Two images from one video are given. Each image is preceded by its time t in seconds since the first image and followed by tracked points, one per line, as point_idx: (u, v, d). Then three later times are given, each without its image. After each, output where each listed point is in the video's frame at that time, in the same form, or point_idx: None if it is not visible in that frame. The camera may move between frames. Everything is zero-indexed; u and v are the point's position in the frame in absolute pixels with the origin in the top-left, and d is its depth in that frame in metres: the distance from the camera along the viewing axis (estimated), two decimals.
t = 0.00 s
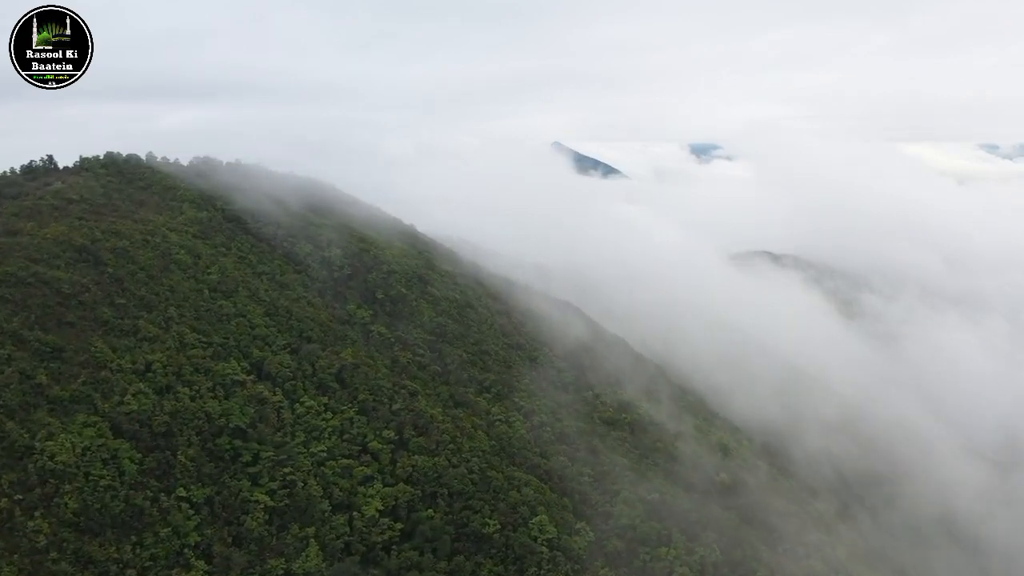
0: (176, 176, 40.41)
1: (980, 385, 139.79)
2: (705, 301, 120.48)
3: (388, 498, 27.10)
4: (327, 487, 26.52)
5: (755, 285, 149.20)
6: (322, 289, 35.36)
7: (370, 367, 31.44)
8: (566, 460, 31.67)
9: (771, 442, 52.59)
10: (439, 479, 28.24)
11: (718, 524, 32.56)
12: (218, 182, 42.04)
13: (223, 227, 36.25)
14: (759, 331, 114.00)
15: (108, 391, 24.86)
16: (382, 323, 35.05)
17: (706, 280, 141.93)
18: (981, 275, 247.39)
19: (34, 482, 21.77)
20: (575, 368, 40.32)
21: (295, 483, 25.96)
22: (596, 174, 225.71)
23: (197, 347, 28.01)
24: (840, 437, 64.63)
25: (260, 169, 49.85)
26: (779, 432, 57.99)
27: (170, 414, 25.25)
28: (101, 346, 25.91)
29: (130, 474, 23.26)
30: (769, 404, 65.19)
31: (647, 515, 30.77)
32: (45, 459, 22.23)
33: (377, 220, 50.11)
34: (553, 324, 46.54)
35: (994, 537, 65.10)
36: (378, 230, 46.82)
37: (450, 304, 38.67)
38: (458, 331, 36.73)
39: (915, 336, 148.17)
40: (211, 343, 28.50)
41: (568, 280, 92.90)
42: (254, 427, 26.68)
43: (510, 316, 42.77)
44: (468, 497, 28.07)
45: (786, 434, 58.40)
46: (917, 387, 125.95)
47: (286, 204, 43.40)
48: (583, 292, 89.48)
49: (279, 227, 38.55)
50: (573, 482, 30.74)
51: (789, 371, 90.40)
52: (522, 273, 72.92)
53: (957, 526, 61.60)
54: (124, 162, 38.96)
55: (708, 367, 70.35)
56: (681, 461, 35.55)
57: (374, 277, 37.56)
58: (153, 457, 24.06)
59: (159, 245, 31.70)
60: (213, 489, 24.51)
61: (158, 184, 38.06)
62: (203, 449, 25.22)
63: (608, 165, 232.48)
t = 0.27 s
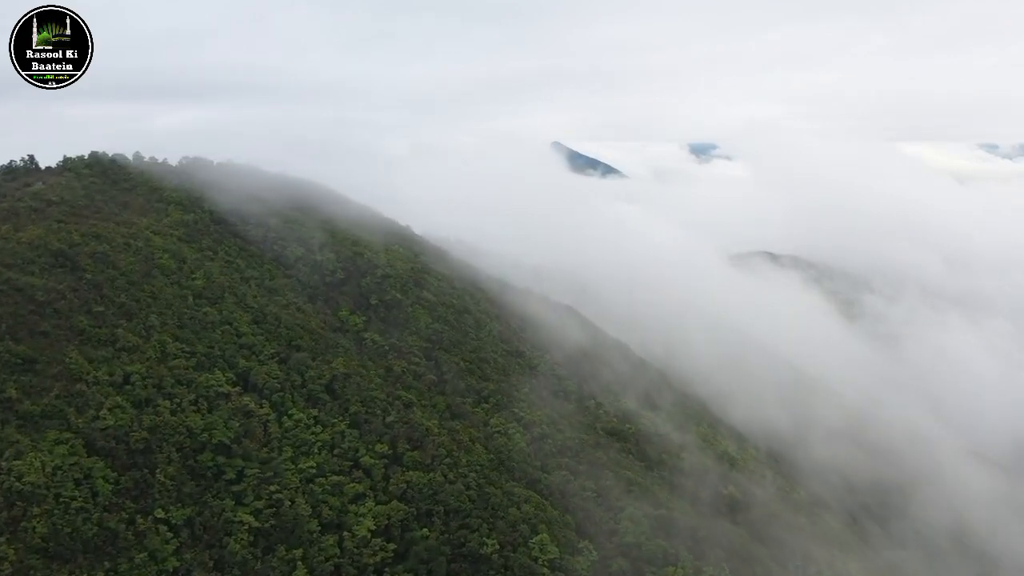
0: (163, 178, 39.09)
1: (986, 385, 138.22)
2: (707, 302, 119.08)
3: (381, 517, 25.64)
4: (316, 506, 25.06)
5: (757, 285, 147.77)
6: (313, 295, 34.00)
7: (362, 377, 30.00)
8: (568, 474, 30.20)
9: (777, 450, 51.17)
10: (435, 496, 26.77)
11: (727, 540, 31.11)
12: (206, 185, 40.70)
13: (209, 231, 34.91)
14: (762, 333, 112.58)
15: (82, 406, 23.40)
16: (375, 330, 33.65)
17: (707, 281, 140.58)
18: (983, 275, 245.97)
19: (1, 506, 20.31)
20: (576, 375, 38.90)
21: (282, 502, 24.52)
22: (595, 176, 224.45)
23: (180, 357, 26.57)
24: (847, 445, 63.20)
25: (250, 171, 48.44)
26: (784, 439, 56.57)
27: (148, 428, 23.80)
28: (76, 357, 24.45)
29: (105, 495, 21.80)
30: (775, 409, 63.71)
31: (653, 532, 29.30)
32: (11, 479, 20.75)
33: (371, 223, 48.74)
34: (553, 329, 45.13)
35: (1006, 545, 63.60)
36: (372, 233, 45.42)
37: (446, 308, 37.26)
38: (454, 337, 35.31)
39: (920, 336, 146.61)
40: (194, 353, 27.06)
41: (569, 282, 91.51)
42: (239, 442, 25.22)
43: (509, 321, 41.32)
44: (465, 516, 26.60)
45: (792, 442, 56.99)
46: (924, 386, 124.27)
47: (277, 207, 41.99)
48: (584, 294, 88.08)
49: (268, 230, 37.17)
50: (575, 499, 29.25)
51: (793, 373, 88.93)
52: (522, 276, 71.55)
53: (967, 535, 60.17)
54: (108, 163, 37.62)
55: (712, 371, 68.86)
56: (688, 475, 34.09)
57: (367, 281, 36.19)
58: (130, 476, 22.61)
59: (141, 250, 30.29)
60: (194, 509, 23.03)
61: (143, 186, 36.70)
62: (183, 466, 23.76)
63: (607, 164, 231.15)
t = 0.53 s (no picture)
0: (147, 182, 37.57)
1: (993, 386, 136.34)
2: (709, 304, 117.49)
3: (371, 541, 24.01)
4: (302, 531, 23.41)
5: (760, 287, 146.12)
6: (302, 303, 32.41)
7: (353, 390, 28.41)
8: (570, 492, 28.56)
9: (785, 461, 49.58)
10: (429, 518, 25.16)
11: (738, 561, 29.46)
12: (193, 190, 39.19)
13: (194, 236, 33.32)
14: (766, 336, 111.02)
15: (50, 424, 21.81)
16: (367, 339, 32.04)
17: (709, 283, 139.03)
18: (987, 275, 244.07)
19: None
20: (578, 385, 37.28)
21: (266, 526, 22.88)
22: (595, 176, 223.05)
23: (158, 370, 24.98)
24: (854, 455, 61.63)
25: (240, 174, 46.90)
26: (792, 448, 54.98)
27: (121, 448, 22.20)
28: (44, 372, 22.85)
29: (72, 521, 20.18)
30: (782, 416, 62.05)
31: (660, 555, 27.65)
32: None
33: (366, 227, 47.19)
34: (554, 336, 43.54)
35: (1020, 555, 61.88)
36: (367, 237, 43.83)
37: (443, 316, 35.66)
38: (450, 346, 33.70)
39: (925, 337, 144.87)
40: (173, 366, 25.47)
41: (569, 285, 89.96)
42: (219, 462, 23.62)
43: (509, 328, 39.70)
44: (461, 539, 24.97)
45: (799, 450, 55.41)
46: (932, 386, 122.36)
47: (267, 210, 40.42)
48: (585, 297, 86.54)
49: (257, 235, 35.59)
50: (578, 519, 27.61)
51: (799, 376, 87.25)
52: (521, 280, 70.04)
53: (979, 546, 58.56)
54: (90, 166, 36.09)
55: (717, 377, 67.23)
56: (696, 490, 32.43)
57: (360, 287, 34.60)
58: (100, 500, 21.00)
59: (120, 256, 28.72)
60: (169, 536, 21.40)
61: (125, 189, 35.17)
62: (159, 489, 22.14)
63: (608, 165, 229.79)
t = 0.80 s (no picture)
0: (130, 184, 35.77)
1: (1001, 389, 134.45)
2: (713, 307, 115.68)
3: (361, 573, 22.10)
4: (285, 563, 21.48)
5: (764, 288, 144.23)
6: (290, 312, 30.56)
7: (343, 406, 26.58)
8: (575, 515, 26.68)
9: (797, 473, 47.69)
10: (424, 547, 23.26)
11: None
12: (178, 192, 37.37)
13: (177, 240, 31.47)
14: (770, 339, 109.18)
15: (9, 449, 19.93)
16: (360, 350, 30.19)
17: (712, 285, 137.18)
18: (992, 276, 242.00)
19: None
20: (583, 397, 35.45)
21: (245, 559, 20.95)
22: (597, 177, 221.23)
23: (130, 387, 23.11)
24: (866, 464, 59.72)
25: (230, 176, 45.07)
26: (802, 458, 53.11)
27: (86, 475, 20.31)
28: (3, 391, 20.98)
29: (28, 557, 18.26)
30: (791, 425, 60.17)
31: None
32: None
33: (361, 231, 45.38)
34: (557, 344, 41.71)
35: None
36: (361, 241, 41.99)
37: (440, 324, 33.84)
38: (448, 357, 31.86)
39: (931, 339, 143.04)
40: (147, 383, 23.60)
41: (571, 288, 88.13)
42: (195, 488, 21.74)
43: (510, 336, 37.85)
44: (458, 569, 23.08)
45: (810, 460, 53.52)
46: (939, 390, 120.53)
47: (256, 214, 38.61)
48: (587, 300, 84.76)
49: (244, 239, 33.76)
50: (585, 545, 25.72)
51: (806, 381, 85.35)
52: (522, 284, 68.25)
53: (996, 557, 56.58)
54: (68, 166, 34.26)
55: (724, 383, 65.34)
56: (709, 510, 30.53)
57: (352, 295, 32.76)
58: (61, 533, 19.09)
59: (93, 263, 26.88)
60: (138, 572, 19.49)
61: (105, 191, 33.33)
62: (128, 519, 20.24)
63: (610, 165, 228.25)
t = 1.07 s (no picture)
0: (121, 185, 34.48)
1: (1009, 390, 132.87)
2: (718, 308, 114.35)
3: None
4: None
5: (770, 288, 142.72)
6: (284, 318, 29.22)
7: (339, 419, 25.22)
8: (583, 534, 25.31)
9: (808, 482, 46.33)
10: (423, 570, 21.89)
11: None
12: (172, 194, 36.11)
13: (167, 243, 30.14)
14: (776, 340, 107.83)
15: None
16: (357, 358, 28.83)
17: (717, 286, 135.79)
18: (997, 277, 240.40)
19: None
20: (590, 406, 34.10)
21: None
22: (599, 177, 219.67)
23: (112, 401, 21.77)
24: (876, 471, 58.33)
25: (227, 176, 43.77)
26: (813, 465, 51.71)
27: (60, 496, 18.96)
28: None
29: None
30: (800, 430, 58.76)
31: None
32: None
33: (362, 232, 44.03)
34: (563, 350, 40.38)
35: None
36: (361, 243, 40.66)
37: (443, 331, 32.50)
38: (450, 365, 30.50)
39: (938, 340, 141.51)
40: (130, 396, 22.26)
41: (574, 290, 86.84)
42: (179, 509, 20.38)
43: (514, 343, 36.51)
44: None
45: (821, 467, 52.13)
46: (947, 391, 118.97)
47: (253, 216, 37.32)
48: (591, 302, 83.49)
49: (238, 243, 32.44)
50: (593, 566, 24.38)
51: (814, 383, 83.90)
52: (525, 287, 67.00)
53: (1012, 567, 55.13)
54: (56, 166, 32.95)
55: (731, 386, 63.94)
56: (722, 526, 29.17)
57: (350, 301, 31.42)
58: (32, 560, 17.72)
59: (76, 267, 25.54)
60: None
61: (94, 192, 32.02)
62: (105, 544, 18.87)
63: (613, 165, 227.00)
